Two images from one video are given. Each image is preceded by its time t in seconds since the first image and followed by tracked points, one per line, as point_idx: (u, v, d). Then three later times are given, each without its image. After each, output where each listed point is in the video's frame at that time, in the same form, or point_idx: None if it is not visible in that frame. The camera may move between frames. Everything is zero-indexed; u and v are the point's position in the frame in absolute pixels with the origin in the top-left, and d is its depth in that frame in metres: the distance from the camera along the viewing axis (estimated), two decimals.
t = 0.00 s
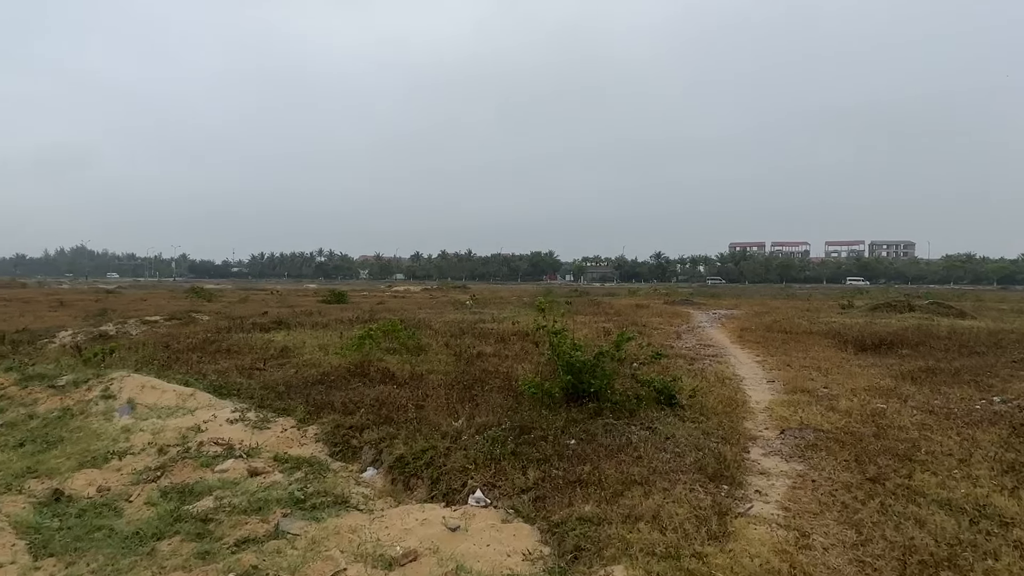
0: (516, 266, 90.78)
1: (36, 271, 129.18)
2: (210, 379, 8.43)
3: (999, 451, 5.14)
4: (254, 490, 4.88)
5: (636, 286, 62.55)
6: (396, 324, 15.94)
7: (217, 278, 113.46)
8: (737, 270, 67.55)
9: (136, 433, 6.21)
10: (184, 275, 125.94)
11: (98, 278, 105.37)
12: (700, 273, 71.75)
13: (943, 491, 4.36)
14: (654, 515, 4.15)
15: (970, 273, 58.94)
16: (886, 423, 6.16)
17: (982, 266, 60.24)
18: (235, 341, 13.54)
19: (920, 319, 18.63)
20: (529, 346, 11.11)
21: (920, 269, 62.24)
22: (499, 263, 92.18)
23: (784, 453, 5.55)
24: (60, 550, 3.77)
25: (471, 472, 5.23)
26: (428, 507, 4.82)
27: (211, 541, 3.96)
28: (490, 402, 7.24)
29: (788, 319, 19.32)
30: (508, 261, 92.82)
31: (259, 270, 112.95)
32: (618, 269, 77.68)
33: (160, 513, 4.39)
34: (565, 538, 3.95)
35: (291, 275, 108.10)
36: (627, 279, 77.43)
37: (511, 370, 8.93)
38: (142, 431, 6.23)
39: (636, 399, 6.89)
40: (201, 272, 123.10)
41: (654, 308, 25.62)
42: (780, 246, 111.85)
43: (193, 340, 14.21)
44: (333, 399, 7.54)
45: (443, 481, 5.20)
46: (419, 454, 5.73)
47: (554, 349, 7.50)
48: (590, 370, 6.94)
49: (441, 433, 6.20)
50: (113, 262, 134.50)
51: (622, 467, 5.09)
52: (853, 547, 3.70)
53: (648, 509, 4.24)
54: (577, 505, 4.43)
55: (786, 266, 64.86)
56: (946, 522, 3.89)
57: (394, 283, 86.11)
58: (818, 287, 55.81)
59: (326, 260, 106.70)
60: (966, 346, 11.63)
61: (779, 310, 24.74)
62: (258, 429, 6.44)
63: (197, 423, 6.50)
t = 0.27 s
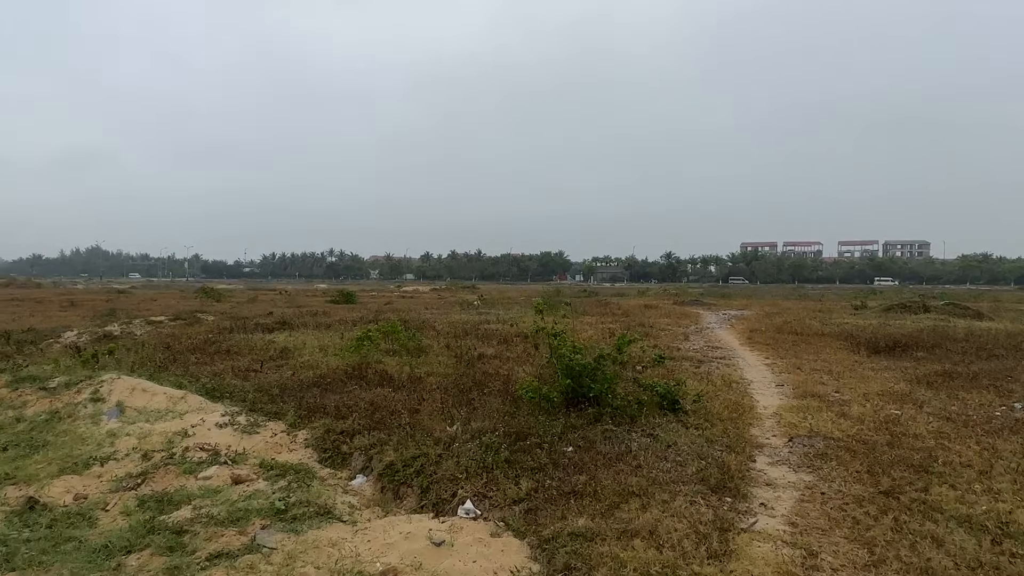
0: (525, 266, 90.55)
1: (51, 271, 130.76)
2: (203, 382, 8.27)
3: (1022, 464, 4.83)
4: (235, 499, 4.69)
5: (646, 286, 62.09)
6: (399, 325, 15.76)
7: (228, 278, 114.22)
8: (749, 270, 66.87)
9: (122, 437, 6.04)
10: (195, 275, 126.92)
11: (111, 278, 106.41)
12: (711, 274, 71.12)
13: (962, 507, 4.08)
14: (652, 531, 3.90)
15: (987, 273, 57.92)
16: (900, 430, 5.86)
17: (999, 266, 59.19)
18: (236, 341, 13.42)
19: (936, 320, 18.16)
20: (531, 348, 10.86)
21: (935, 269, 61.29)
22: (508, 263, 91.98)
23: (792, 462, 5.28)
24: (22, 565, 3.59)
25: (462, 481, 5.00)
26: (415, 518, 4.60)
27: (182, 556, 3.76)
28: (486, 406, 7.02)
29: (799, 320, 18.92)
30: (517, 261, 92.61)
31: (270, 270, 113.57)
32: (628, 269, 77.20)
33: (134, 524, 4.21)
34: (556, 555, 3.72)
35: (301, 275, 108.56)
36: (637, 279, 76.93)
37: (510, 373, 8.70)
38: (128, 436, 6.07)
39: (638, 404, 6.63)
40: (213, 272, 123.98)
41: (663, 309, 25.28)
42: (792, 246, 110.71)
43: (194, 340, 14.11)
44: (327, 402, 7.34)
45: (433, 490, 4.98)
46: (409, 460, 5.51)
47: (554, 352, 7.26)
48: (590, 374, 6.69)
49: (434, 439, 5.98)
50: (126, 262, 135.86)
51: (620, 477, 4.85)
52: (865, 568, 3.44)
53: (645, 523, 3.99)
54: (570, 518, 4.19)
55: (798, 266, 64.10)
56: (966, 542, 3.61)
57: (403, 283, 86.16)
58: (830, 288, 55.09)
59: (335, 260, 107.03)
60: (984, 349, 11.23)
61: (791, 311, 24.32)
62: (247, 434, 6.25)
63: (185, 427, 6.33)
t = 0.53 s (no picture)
0: (534, 266, 90.32)
1: (67, 271, 132.43)
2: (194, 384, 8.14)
3: None
4: (209, 508, 4.51)
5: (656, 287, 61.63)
6: (401, 325, 15.60)
7: (239, 279, 115.01)
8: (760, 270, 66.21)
9: (103, 442, 5.91)
10: (208, 275, 127.96)
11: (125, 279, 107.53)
12: (722, 274, 70.49)
13: (973, 524, 3.82)
14: (639, 547, 3.68)
15: (1004, 273, 56.91)
16: (909, 439, 5.59)
17: (1016, 267, 58.12)
18: (235, 342, 13.32)
19: (951, 322, 17.71)
20: (530, 351, 10.64)
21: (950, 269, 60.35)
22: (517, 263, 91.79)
23: (794, 472, 5.02)
24: None
25: (446, 490, 4.80)
26: (394, 529, 4.40)
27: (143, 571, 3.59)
28: (479, 410, 6.81)
29: (809, 321, 18.56)
30: (527, 262, 92.42)
31: (281, 271, 114.23)
32: (637, 270, 76.74)
33: (100, 535, 4.05)
34: (536, 573, 3.50)
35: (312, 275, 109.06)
36: (647, 279, 76.46)
37: (507, 376, 8.48)
38: (109, 440, 5.93)
39: (635, 410, 6.39)
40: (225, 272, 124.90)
41: (671, 310, 24.98)
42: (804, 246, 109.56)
43: (195, 341, 14.05)
44: (316, 405, 7.17)
45: (416, 499, 4.78)
46: (394, 467, 5.31)
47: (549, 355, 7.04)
48: (585, 378, 6.46)
49: (421, 445, 5.78)
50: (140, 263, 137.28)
51: (610, 487, 4.62)
52: None
53: (632, 539, 3.77)
54: (555, 532, 3.97)
55: (810, 266, 63.37)
56: (976, 564, 3.35)
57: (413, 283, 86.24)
58: (842, 287, 55.32)
59: (346, 261, 107.42)
60: (1000, 352, 10.86)
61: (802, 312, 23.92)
62: (231, 438, 6.09)
63: (168, 431, 6.17)
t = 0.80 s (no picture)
0: (543, 267, 90.05)
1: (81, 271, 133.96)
2: (185, 388, 8.00)
3: None
4: (183, 521, 4.34)
5: (665, 287, 61.15)
6: (403, 326, 15.43)
7: (250, 279, 115.73)
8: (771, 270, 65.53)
9: (85, 449, 5.77)
10: (219, 276, 128.87)
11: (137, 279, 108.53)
12: (733, 275, 69.84)
13: (988, 547, 3.55)
14: (628, 569, 3.46)
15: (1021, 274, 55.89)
16: (920, 451, 5.31)
17: None
18: (236, 344, 13.23)
19: (967, 324, 17.26)
20: (530, 354, 10.42)
21: (966, 270, 59.37)
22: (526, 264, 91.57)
23: (797, 486, 4.76)
24: None
25: (430, 503, 4.60)
26: (375, 545, 4.20)
27: None
28: (472, 418, 6.60)
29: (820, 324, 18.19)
30: (536, 262, 92.19)
31: (291, 271, 114.78)
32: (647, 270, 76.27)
33: (66, 550, 3.88)
34: None
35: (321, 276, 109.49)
36: (656, 280, 75.96)
37: (504, 381, 8.27)
38: (91, 448, 5.79)
39: (633, 418, 6.16)
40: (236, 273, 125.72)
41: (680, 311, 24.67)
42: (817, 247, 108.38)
43: (196, 343, 13.97)
44: (306, 411, 6.99)
45: (399, 513, 4.58)
46: (379, 478, 5.11)
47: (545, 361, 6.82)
48: (581, 385, 6.23)
49: (410, 455, 5.58)
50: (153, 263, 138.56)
51: (602, 502, 4.40)
52: None
53: (621, 560, 3.55)
54: (540, 551, 3.76)
55: (823, 267, 62.61)
56: None
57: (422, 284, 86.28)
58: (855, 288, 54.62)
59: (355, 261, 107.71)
60: (1018, 357, 10.48)
61: (813, 313, 23.49)
62: (216, 446, 5.93)
63: (152, 438, 6.02)
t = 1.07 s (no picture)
0: (551, 267, 89.75)
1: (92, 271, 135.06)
2: (176, 390, 7.82)
3: None
4: (156, 531, 4.12)
5: (673, 287, 60.69)
6: (405, 326, 15.23)
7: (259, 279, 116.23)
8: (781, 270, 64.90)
9: (65, 453, 5.59)
10: (228, 275, 129.51)
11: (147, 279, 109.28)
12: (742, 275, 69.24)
13: (1014, 567, 3.27)
14: None
15: None
16: (937, 459, 5.01)
17: None
18: (235, 345, 13.07)
19: (983, 325, 16.82)
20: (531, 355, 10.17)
21: (980, 270, 58.52)
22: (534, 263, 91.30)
23: (806, 496, 4.49)
24: None
25: (416, 513, 4.36)
26: (355, 557, 3.97)
27: None
28: (467, 421, 6.37)
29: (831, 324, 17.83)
30: (543, 262, 91.90)
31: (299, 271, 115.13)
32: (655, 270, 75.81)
33: (28, 563, 3.68)
34: None
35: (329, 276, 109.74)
36: (665, 279, 75.48)
37: (502, 383, 8.04)
38: (71, 451, 5.61)
39: (633, 422, 5.90)
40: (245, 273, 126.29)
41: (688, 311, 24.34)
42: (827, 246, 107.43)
43: (196, 343, 13.84)
44: (297, 414, 6.78)
45: (384, 522, 4.35)
46: (366, 485, 4.89)
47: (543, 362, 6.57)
48: (579, 388, 5.97)
49: (399, 460, 5.35)
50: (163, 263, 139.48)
51: (597, 513, 4.14)
52: None
53: None
54: (529, 568, 3.51)
55: (833, 266, 61.93)
56: None
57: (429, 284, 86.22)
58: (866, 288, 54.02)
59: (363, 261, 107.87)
60: None
61: (824, 314, 23.10)
62: (200, 450, 5.73)
63: (135, 442, 5.83)
